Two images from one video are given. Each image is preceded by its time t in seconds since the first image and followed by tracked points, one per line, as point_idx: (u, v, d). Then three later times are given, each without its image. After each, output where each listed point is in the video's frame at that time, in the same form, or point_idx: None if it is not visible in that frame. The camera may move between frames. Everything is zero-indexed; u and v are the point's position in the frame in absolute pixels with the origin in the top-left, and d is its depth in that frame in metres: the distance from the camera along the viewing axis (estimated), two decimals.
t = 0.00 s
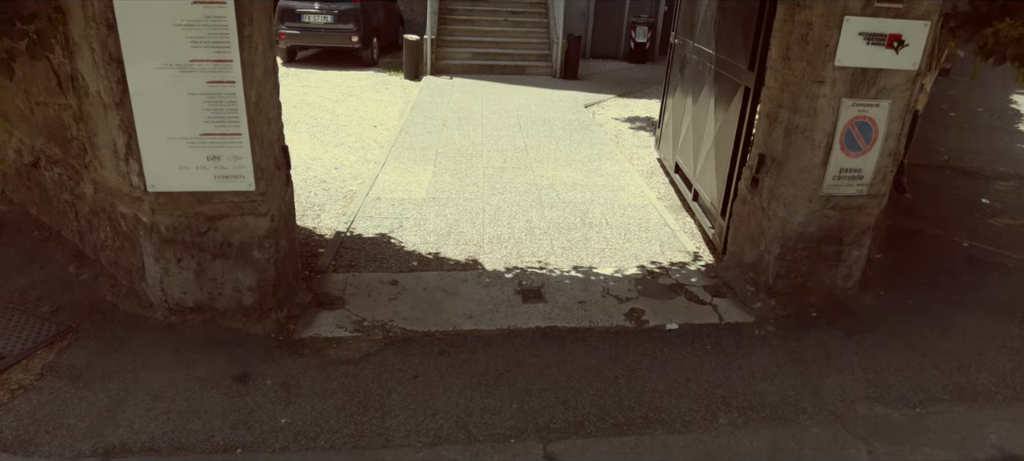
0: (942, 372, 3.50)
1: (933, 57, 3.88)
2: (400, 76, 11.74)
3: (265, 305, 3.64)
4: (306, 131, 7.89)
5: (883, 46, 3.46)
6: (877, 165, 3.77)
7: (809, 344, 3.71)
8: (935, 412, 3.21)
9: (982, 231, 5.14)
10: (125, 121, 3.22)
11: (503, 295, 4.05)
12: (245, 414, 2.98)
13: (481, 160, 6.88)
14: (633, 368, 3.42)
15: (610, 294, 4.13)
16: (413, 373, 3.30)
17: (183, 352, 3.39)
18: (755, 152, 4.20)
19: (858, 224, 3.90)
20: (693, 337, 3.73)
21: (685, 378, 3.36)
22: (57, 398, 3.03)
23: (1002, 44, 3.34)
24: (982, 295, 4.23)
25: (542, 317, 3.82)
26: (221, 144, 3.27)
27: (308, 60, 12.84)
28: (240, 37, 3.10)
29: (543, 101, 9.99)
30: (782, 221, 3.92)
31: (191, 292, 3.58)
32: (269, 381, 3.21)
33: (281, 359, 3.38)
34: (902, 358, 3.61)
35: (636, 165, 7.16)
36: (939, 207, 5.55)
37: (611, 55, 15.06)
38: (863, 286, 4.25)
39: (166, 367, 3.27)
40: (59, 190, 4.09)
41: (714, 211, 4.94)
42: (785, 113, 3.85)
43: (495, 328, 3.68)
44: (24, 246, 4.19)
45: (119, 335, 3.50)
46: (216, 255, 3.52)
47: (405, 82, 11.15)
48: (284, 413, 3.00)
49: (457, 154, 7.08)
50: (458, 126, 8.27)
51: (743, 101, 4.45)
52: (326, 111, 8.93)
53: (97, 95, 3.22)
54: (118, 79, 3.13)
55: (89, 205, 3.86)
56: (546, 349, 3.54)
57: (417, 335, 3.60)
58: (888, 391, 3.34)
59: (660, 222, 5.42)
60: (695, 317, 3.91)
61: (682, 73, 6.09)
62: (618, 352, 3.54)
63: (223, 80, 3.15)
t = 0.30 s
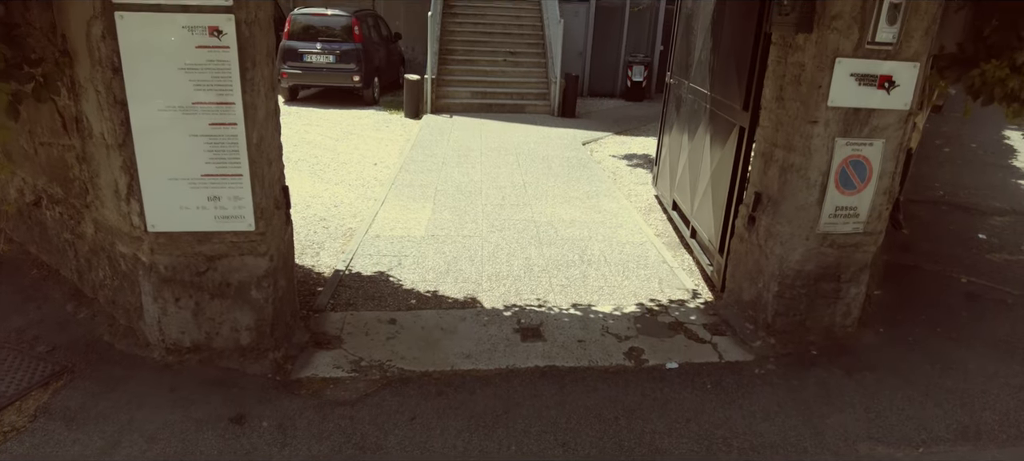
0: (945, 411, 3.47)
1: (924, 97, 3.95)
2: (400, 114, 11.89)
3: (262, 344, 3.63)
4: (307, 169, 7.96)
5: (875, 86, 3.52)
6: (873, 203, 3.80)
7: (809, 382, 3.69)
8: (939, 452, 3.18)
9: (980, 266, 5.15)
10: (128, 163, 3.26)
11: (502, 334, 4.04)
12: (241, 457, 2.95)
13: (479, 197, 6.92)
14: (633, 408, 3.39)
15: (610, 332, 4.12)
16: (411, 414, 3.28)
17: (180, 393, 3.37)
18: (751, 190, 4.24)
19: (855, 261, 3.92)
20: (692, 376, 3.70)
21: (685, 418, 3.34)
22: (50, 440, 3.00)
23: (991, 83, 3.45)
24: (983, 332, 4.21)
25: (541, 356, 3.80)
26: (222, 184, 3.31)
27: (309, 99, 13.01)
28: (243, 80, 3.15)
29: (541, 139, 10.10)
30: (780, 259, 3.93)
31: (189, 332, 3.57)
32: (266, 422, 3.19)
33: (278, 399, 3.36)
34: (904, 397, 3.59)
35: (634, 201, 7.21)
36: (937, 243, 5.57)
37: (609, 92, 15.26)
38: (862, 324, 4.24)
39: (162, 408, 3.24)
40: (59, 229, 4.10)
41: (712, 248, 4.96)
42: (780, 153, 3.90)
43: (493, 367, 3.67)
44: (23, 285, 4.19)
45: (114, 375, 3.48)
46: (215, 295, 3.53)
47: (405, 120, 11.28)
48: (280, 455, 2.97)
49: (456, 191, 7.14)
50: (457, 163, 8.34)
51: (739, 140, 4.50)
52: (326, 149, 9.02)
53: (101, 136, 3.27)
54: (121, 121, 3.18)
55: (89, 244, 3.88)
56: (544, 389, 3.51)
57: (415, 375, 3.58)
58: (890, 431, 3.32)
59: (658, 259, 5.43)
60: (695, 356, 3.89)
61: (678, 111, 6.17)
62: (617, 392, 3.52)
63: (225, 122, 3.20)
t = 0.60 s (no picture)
0: (946, 443, 3.45)
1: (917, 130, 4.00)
2: (399, 146, 11.99)
3: (260, 378, 3.61)
4: (306, 201, 8.00)
5: (867, 119, 3.57)
6: (869, 235, 3.83)
7: (809, 415, 3.68)
8: None
9: (978, 297, 5.15)
10: (130, 196, 3.29)
11: (500, 367, 4.03)
12: None
13: (478, 229, 6.96)
14: (632, 442, 3.37)
15: (609, 365, 4.11)
16: (408, 449, 3.25)
17: (176, 427, 3.35)
18: (748, 222, 4.27)
19: (853, 292, 3.93)
20: (691, 408, 3.68)
21: (685, 452, 3.31)
22: None
23: (981, 118, 3.50)
24: (982, 363, 4.21)
25: (540, 390, 3.79)
26: (222, 218, 3.33)
27: (309, 131, 13.13)
28: (245, 116, 3.20)
29: (540, 170, 10.18)
30: (778, 291, 3.94)
31: (186, 365, 3.56)
32: (262, 457, 3.16)
33: (275, 434, 3.34)
34: (905, 429, 3.57)
35: (632, 232, 7.24)
36: (935, 274, 5.58)
37: (606, 124, 15.42)
38: (861, 355, 4.23)
39: (157, 443, 3.22)
40: (58, 261, 4.11)
41: (710, 279, 4.97)
42: (776, 185, 3.94)
43: (491, 401, 3.65)
44: (20, 318, 4.19)
45: (110, 409, 3.46)
46: (213, 328, 3.53)
47: (405, 152, 11.38)
48: None
49: (455, 223, 7.17)
50: (456, 195, 8.40)
51: (734, 173, 4.55)
52: (326, 181, 9.08)
53: (103, 170, 3.31)
54: (123, 156, 3.22)
55: (88, 277, 3.88)
56: (543, 423, 3.49)
57: (412, 409, 3.56)
58: None
59: (656, 291, 5.44)
60: (694, 388, 3.88)
61: (674, 144, 6.24)
62: (616, 426, 3.50)
63: (226, 157, 3.23)
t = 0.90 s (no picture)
0: None
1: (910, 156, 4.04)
2: (398, 172, 12.06)
3: (256, 406, 3.60)
4: (305, 227, 8.03)
5: (860, 146, 3.61)
6: (864, 260, 3.85)
7: (808, 442, 3.66)
8: None
9: (975, 321, 5.16)
10: (129, 224, 3.31)
11: (497, 394, 4.02)
12: None
13: (476, 254, 6.98)
14: None
15: (607, 392, 4.10)
16: None
17: (172, 456, 3.33)
18: (745, 248, 4.29)
19: (850, 318, 3.94)
20: (690, 436, 3.67)
21: None
22: None
23: (974, 145, 3.59)
24: (981, 388, 4.20)
25: (538, 417, 3.78)
26: (221, 245, 3.35)
27: (308, 157, 13.21)
28: (245, 145, 3.24)
29: (537, 196, 10.23)
30: (775, 317, 3.95)
31: (182, 393, 3.55)
32: None
33: None
34: (904, 455, 3.56)
35: (629, 258, 7.26)
36: (932, 298, 5.59)
37: (604, 150, 15.53)
38: (860, 381, 4.23)
39: None
40: (56, 288, 4.11)
41: (707, 305, 4.98)
42: (771, 211, 3.97)
43: (488, 429, 3.63)
44: (17, 345, 4.18)
45: (105, 438, 3.44)
46: (210, 356, 3.52)
47: (403, 178, 11.44)
48: None
49: (453, 248, 7.19)
50: (454, 220, 8.43)
51: (730, 199, 4.58)
52: (325, 207, 9.12)
53: (104, 198, 3.34)
54: (124, 184, 3.25)
55: (85, 304, 3.89)
56: (541, 451, 3.48)
57: (409, 438, 3.55)
58: None
59: (654, 316, 5.44)
60: (692, 415, 3.87)
61: (670, 170, 6.29)
62: (615, 454, 3.48)
63: (226, 185, 3.26)
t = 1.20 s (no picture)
0: None
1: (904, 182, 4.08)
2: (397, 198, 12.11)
3: (253, 434, 3.58)
4: (303, 252, 8.05)
5: (854, 172, 3.65)
6: (860, 286, 3.87)
7: None
8: None
9: (974, 346, 5.16)
10: (129, 251, 3.33)
11: (495, 421, 4.00)
12: None
13: (474, 280, 6.99)
14: None
15: (605, 419, 4.08)
16: None
17: None
18: (742, 274, 4.31)
19: (847, 343, 3.94)
20: None
21: None
22: None
23: (968, 171, 3.56)
24: (981, 413, 4.19)
25: (536, 445, 3.76)
26: (220, 273, 3.36)
27: (308, 183, 13.28)
28: (244, 173, 3.27)
29: (536, 221, 10.27)
30: (772, 342, 3.95)
31: (179, 421, 3.53)
32: None
33: None
34: None
35: (628, 283, 7.27)
36: (930, 323, 5.59)
37: (602, 175, 15.61)
38: (859, 407, 4.22)
39: None
40: (54, 315, 4.11)
41: (706, 331, 4.98)
42: (767, 237, 3.99)
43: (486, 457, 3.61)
44: (12, 372, 4.16)
45: None
46: (207, 383, 3.51)
47: (402, 204, 11.49)
48: None
49: (451, 274, 7.20)
50: (453, 246, 8.45)
51: (726, 225, 4.61)
52: (324, 233, 9.15)
53: (104, 225, 3.36)
54: (124, 211, 3.27)
55: (83, 331, 3.88)
56: None
57: None
58: None
59: (652, 342, 5.44)
60: (691, 442, 3.85)
61: (667, 196, 6.32)
62: None
63: (225, 212, 3.29)
